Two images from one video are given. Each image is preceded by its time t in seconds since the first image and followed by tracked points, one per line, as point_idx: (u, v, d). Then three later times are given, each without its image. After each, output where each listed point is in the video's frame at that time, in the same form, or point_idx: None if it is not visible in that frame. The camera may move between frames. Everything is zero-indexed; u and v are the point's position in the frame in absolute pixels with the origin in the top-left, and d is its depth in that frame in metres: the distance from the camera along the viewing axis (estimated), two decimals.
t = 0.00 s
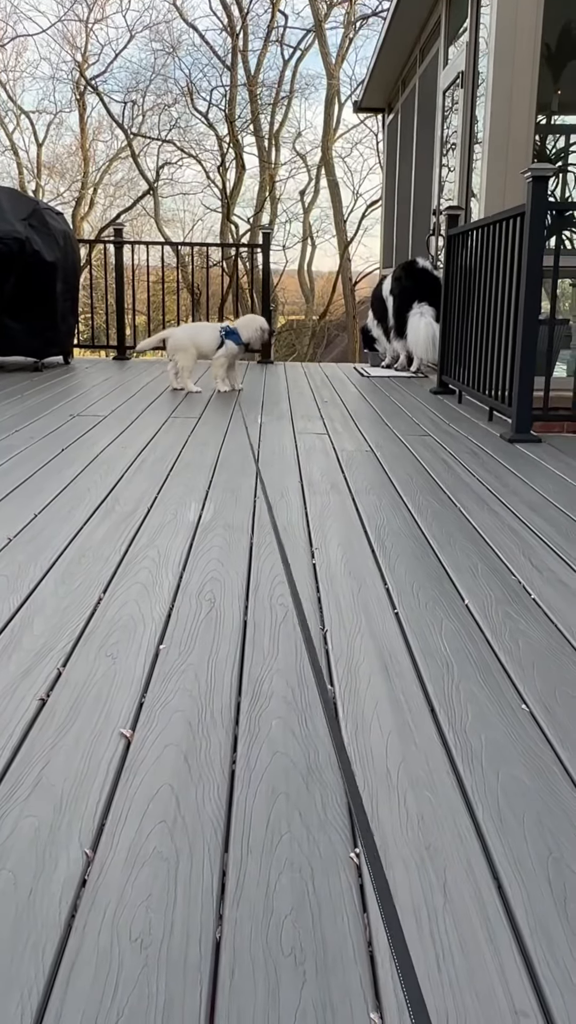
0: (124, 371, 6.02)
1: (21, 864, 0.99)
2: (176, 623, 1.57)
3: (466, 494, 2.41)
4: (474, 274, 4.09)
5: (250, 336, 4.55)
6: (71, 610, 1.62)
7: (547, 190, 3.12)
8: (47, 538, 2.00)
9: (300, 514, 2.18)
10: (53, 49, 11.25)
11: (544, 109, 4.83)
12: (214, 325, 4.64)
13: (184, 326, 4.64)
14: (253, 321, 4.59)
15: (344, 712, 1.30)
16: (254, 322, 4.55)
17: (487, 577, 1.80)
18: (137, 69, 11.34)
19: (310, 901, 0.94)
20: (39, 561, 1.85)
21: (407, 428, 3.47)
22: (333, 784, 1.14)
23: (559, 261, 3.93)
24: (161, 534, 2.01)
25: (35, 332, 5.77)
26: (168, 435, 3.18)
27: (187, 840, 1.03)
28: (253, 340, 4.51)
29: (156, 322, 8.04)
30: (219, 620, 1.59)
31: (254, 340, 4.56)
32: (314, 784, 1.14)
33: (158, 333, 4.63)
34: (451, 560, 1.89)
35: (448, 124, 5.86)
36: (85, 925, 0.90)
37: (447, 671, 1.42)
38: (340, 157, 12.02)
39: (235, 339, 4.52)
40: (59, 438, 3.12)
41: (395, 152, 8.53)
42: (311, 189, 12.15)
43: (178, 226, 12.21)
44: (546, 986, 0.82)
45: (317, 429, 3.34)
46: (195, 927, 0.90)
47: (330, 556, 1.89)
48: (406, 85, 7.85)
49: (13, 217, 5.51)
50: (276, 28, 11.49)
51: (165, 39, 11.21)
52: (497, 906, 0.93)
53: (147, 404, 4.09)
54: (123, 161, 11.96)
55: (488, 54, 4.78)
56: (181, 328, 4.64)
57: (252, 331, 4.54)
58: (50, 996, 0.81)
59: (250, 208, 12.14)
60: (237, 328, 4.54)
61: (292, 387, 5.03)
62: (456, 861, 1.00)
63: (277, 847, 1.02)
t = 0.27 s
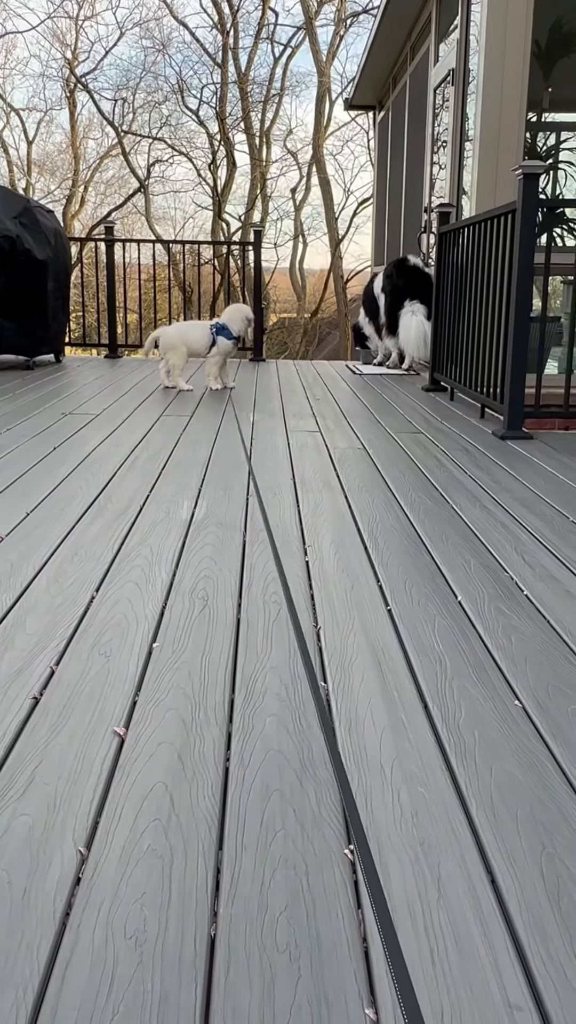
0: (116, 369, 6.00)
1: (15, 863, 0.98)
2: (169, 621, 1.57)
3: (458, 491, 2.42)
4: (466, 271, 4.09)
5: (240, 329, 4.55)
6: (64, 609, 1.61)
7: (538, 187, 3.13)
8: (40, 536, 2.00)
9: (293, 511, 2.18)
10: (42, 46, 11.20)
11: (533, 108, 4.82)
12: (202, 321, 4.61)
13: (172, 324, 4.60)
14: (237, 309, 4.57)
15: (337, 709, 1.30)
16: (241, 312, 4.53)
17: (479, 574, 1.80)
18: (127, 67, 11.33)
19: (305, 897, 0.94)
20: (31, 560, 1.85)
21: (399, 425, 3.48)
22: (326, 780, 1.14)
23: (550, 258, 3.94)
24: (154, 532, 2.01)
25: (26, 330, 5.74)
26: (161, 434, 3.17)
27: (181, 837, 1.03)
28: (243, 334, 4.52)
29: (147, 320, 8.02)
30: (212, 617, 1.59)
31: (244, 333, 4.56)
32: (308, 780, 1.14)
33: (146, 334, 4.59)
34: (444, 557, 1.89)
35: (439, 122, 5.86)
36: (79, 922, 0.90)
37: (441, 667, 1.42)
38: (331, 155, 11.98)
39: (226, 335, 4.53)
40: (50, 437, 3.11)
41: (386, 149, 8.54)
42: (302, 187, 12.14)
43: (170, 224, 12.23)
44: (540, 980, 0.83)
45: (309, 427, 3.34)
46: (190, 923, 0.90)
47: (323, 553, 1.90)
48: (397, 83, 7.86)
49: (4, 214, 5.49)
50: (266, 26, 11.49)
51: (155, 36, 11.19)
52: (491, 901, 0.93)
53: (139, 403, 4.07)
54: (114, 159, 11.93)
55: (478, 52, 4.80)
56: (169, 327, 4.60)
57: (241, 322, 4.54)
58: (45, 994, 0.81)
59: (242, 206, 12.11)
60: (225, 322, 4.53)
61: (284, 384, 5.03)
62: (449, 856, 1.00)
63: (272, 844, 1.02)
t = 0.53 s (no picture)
0: (110, 368, 5.99)
1: (9, 862, 0.98)
2: (163, 619, 1.57)
3: (452, 489, 2.42)
4: (460, 269, 4.10)
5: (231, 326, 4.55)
6: (58, 607, 1.61)
7: (531, 184, 3.14)
8: (34, 535, 1.99)
9: (288, 510, 2.18)
10: (36, 45, 11.18)
11: (527, 104, 4.83)
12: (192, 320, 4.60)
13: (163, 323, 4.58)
14: (227, 309, 4.59)
15: (331, 707, 1.30)
16: (231, 310, 4.53)
17: (473, 571, 1.81)
18: (120, 65, 11.31)
19: (299, 894, 0.94)
20: (26, 558, 1.84)
21: (394, 423, 3.48)
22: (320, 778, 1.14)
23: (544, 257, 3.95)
24: (148, 531, 2.01)
25: (20, 329, 5.73)
26: (155, 432, 3.17)
27: (176, 836, 1.03)
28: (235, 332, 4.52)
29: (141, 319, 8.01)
30: (206, 616, 1.59)
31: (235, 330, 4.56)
32: (303, 778, 1.14)
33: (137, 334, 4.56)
34: (438, 555, 1.89)
35: (433, 120, 5.87)
36: (74, 921, 0.89)
37: (435, 664, 1.43)
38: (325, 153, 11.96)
39: (217, 333, 4.53)
40: (44, 436, 3.10)
41: (380, 147, 8.54)
42: (296, 185, 12.14)
43: (164, 222, 12.15)
44: (534, 977, 0.83)
45: (303, 425, 3.34)
46: (184, 921, 0.90)
47: (318, 551, 1.90)
48: (391, 81, 7.86)
49: None
50: (259, 23, 11.49)
51: (148, 34, 11.18)
52: (486, 898, 0.93)
53: (133, 401, 4.07)
54: (107, 157, 11.91)
55: (471, 50, 4.80)
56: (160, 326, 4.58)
57: (231, 320, 4.54)
58: (40, 992, 0.81)
59: (236, 204, 12.12)
60: (216, 321, 4.53)
61: (279, 383, 5.03)
62: (444, 854, 1.00)
63: (266, 841, 1.02)
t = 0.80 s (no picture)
0: (106, 366, 5.98)
1: (6, 861, 0.98)
2: (160, 618, 1.57)
3: (448, 487, 2.42)
4: (456, 267, 4.10)
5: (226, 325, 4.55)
6: (54, 606, 1.61)
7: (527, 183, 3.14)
8: (30, 535, 1.99)
9: (284, 508, 2.18)
10: (31, 42, 11.06)
11: (523, 103, 4.83)
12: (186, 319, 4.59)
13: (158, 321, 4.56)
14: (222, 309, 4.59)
15: (328, 706, 1.30)
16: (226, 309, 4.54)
17: (470, 569, 1.81)
18: (116, 64, 11.32)
19: (295, 892, 0.94)
20: (22, 558, 1.84)
21: (390, 422, 3.48)
22: (316, 776, 1.14)
23: (540, 256, 3.95)
24: (144, 530, 2.01)
25: (16, 327, 5.72)
26: (151, 431, 3.16)
27: (172, 835, 1.03)
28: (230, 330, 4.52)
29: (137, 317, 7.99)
30: (203, 615, 1.58)
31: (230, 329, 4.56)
32: (299, 776, 1.14)
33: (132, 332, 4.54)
34: (435, 554, 1.89)
35: (429, 118, 5.86)
36: (70, 920, 0.89)
37: (431, 663, 1.43)
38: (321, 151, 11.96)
39: (212, 332, 4.52)
40: (40, 435, 3.10)
41: (376, 145, 8.54)
42: (292, 184, 12.16)
43: (159, 220, 12.17)
44: (529, 973, 0.83)
45: (300, 423, 3.34)
46: (181, 920, 0.90)
47: (314, 550, 1.90)
48: (387, 79, 7.85)
49: None
50: (255, 22, 11.49)
51: (144, 32, 11.16)
52: (481, 895, 0.94)
53: (129, 400, 4.06)
54: (103, 155, 11.89)
55: (467, 47, 4.80)
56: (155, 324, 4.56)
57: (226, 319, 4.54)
58: (36, 992, 0.81)
59: (232, 203, 12.09)
60: (211, 320, 4.53)
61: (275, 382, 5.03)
62: (440, 851, 1.00)
63: (262, 839, 1.03)
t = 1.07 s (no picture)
0: (103, 365, 5.97)
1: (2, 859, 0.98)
2: (157, 616, 1.57)
3: (446, 486, 2.42)
4: (453, 265, 4.10)
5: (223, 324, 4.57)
6: (51, 605, 1.61)
7: (524, 181, 3.14)
8: (27, 533, 1.99)
9: (281, 507, 2.18)
10: (28, 41, 11.03)
11: (520, 101, 4.84)
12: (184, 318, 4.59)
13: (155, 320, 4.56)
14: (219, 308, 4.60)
15: (324, 704, 1.30)
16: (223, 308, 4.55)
17: (467, 568, 1.81)
18: (113, 62, 11.29)
19: (292, 890, 0.94)
20: (19, 557, 1.84)
21: (388, 421, 3.48)
22: (313, 774, 1.15)
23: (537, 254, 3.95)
24: (141, 528, 2.01)
25: (13, 327, 5.71)
26: (148, 430, 3.16)
27: (169, 832, 1.03)
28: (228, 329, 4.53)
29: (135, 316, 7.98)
30: (200, 613, 1.58)
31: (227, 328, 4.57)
32: (295, 775, 1.14)
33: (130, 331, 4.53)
34: (431, 552, 1.89)
35: (426, 116, 5.86)
36: (66, 918, 0.89)
37: (428, 661, 1.43)
38: (318, 149, 12.02)
39: (210, 330, 4.53)
40: (37, 434, 3.09)
41: (373, 144, 8.54)
42: (289, 182, 12.17)
43: (157, 219, 12.17)
44: (525, 970, 0.83)
45: (297, 422, 3.34)
46: (177, 917, 0.90)
47: (311, 548, 1.90)
48: (384, 77, 7.84)
49: None
50: (253, 20, 11.49)
51: (141, 30, 11.11)
52: (477, 893, 0.94)
53: (126, 399, 4.06)
54: (100, 154, 11.86)
55: (465, 46, 4.80)
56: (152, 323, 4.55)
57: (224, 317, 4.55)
58: (32, 989, 0.81)
59: (229, 202, 12.09)
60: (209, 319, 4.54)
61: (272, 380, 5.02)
62: (436, 848, 1.01)
63: (259, 837, 1.03)
